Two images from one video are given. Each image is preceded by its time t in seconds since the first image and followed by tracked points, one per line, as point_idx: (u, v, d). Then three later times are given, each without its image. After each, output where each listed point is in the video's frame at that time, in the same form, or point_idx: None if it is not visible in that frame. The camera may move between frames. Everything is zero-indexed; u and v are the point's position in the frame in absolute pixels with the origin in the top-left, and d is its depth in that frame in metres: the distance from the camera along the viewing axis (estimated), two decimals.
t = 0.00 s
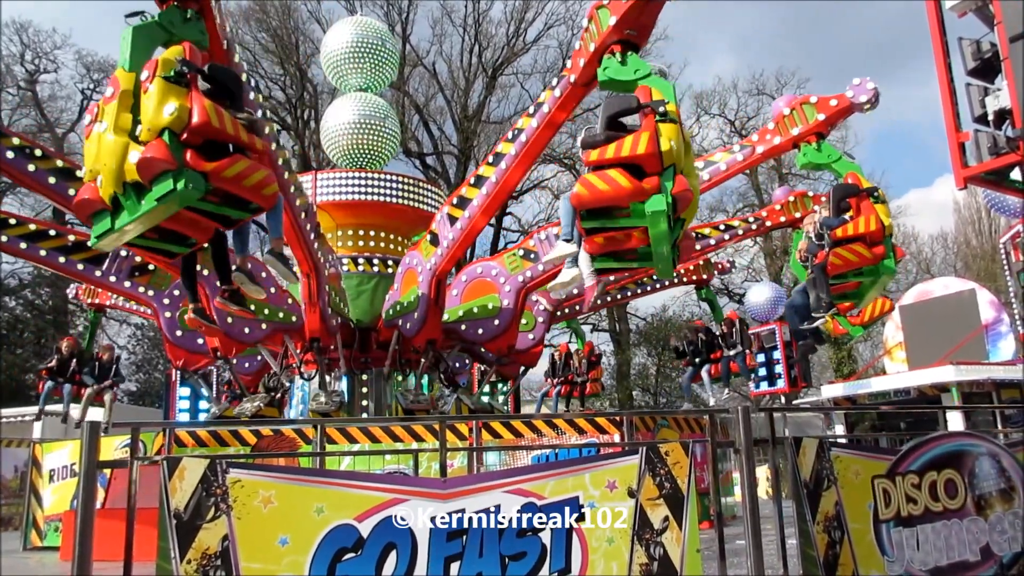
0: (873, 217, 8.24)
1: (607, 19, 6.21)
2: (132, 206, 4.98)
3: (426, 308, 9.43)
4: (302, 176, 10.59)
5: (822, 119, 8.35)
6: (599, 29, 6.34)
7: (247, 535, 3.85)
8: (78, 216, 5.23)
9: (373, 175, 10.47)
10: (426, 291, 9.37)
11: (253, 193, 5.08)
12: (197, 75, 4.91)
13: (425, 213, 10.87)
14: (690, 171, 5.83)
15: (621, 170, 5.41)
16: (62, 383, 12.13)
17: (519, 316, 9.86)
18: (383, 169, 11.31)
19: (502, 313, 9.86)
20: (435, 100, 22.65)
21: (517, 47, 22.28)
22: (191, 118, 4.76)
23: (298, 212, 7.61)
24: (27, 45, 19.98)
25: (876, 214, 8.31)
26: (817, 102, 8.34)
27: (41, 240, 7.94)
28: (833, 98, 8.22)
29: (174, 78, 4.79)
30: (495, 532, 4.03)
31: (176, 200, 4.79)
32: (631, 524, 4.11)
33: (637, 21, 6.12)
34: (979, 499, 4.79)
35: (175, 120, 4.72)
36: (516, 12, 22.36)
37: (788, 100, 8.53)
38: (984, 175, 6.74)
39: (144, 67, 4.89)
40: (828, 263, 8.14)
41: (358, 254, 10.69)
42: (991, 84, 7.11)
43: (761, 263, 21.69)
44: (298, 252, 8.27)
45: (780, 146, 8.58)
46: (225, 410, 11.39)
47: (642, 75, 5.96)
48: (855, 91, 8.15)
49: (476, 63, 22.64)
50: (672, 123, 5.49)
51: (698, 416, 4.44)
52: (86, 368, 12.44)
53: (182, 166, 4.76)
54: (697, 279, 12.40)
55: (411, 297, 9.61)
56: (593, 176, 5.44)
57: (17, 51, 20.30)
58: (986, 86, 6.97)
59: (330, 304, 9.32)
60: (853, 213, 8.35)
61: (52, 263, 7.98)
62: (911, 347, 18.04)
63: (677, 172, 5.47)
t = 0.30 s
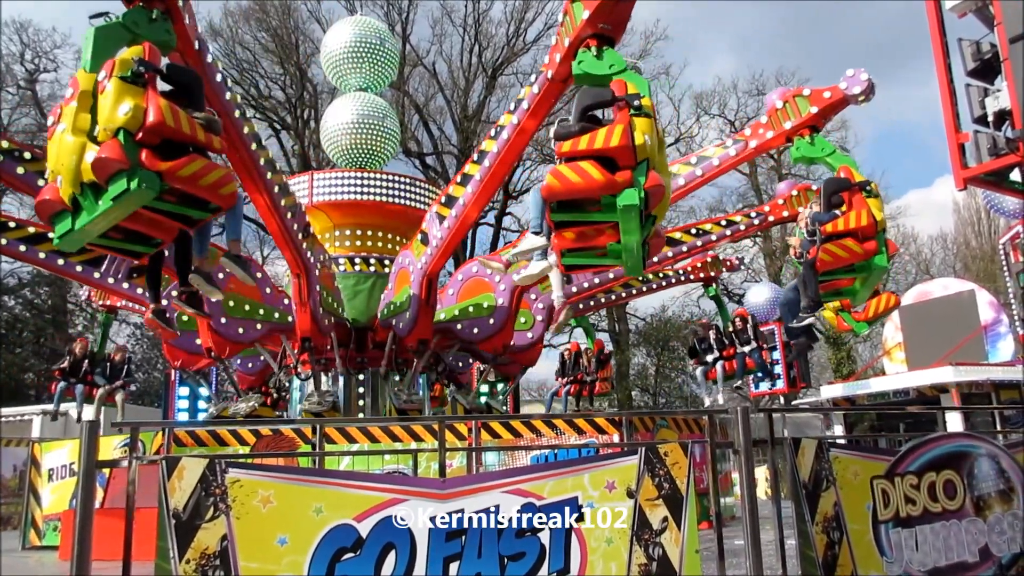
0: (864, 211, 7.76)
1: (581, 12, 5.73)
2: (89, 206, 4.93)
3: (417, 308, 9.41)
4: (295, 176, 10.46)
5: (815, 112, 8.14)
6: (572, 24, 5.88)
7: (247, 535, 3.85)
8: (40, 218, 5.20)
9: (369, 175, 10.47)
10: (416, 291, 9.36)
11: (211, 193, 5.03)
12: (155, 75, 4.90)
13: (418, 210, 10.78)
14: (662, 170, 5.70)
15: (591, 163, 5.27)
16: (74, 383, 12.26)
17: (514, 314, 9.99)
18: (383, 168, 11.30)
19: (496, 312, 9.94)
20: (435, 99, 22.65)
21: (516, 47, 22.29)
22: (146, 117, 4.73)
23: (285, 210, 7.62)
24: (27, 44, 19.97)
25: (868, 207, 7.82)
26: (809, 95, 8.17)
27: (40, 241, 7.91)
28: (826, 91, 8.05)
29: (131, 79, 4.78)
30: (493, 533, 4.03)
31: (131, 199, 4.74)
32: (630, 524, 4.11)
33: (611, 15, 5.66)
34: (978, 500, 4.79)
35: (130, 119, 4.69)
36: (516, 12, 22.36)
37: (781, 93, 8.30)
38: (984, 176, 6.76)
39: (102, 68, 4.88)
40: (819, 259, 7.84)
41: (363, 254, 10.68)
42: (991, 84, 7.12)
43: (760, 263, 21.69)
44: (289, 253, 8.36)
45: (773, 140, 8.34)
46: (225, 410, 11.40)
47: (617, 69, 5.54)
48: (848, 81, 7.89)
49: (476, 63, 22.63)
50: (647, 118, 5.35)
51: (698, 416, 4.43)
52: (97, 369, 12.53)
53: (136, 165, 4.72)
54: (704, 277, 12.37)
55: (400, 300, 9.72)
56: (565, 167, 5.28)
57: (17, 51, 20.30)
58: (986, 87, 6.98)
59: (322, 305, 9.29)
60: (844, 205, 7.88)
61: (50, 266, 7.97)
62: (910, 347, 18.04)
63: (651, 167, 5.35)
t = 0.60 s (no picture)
0: (853, 205, 7.80)
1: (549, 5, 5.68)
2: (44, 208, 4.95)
3: (408, 307, 9.43)
4: (291, 178, 10.45)
5: (806, 103, 8.09)
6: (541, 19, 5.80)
7: (247, 535, 3.85)
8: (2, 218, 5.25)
9: (366, 175, 10.43)
10: (407, 292, 9.38)
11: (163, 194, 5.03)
12: (110, 78, 4.88)
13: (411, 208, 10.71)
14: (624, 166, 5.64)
15: (548, 161, 5.21)
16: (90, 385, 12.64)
17: (507, 313, 10.21)
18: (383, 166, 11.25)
19: (490, 311, 10.16)
20: (434, 100, 22.65)
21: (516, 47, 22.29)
22: (96, 121, 4.73)
23: (267, 212, 7.60)
24: (26, 44, 19.94)
25: (857, 200, 7.87)
26: (801, 86, 8.11)
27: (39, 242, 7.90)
28: (818, 81, 7.98)
29: (85, 82, 4.76)
30: (493, 533, 4.03)
31: (82, 202, 4.74)
32: (630, 525, 4.11)
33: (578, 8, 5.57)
34: (977, 500, 4.79)
35: (81, 123, 4.70)
36: (515, 13, 22.37)
37: (772, 84, 8.29)
38: (983, 176, 6.82)
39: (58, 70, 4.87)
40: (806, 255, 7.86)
41: (364, 255, 10.75)
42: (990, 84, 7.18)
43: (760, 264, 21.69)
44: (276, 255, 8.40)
45: (763, 133, 8.32)
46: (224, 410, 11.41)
47: (584, 64, 5.57)
48: (839, 71, 7.83)
49: (475, 64, 22.64)
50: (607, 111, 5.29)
51: (697, 416, 4.44)
52: (109, 372, 12.87)
53: (87, 168, 4.72)
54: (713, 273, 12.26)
55: (389, 302, 9.81)
56: (521, 164, 5.24)
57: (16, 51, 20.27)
58: (985, 87, 7.04)
59: (312, 306, 9.29)
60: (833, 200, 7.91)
61: (50, 270, 8.04)
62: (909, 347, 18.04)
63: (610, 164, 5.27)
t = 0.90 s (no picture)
0: (837, 198, 7.70)
1: None
2: None
3: (398, 305, 9.61)
4: (286, 181, 10.55)
5: (794, 93, 8.26)
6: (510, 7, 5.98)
7: (246, 535, 3.85)
8: None
9: (363, 175, 10.47)
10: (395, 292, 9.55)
11: (111, 196, 5.11)
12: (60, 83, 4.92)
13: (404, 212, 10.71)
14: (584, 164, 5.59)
15: (496, 156, 5.17)
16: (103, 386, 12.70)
17: (500, 311, 10.25)
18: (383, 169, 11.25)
19: (483, 309, 10.18)
20: (433, 100, 22.64)
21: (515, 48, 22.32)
22: (43, 125, 4.76)
23: (250, 214, 7.62)
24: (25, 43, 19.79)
25: (843, 193, 7.75)
26: (787, 75, 8.31)
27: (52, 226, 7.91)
28: (805, 71, 8.19)
29: (34, 87, 4.81)
30: (493, 533, 4.03)
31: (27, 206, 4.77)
32: (630, 525, 4.11)
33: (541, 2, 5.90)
34: (976, 500, 4.79)
35: (28, 127, 4.74)
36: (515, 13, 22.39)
37: (760, 75, 8.44)
38: (981, 176, 6.90)
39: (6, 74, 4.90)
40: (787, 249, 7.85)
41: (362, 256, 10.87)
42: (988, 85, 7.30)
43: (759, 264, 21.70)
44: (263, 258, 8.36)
45: (750, 124, 8.53)
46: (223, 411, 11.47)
47: (547, 59, 5.84)
48: (828, 60, 8.11)
49: (474, 64, 22.65)
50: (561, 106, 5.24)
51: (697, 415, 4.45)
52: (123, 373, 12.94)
53: (34, 173, 4.75)
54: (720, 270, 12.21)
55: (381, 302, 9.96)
56: (470, 162, 5.20)
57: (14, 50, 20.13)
58: (983, 87, 7.13)
59: (302, 307, 9.26)
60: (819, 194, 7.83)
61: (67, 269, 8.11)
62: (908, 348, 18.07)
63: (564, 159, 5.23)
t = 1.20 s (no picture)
0: (818, 189, 7.28)
1: None
2: None
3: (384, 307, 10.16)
4: (280, 183, 10.60)
5: (777, 82, 8.03)
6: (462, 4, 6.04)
7: (246, 536, 3.85)
8: None
9: (357, 176, 10.51)
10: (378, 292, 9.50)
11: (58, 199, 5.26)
12: (10, 89, 5.11)
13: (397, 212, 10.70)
14: (534, 157, 5.72)
15: (438, 155, 5.30)
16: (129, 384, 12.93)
17: (492, 310, 10.22)
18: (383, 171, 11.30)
19: (475, 309, 10.19)
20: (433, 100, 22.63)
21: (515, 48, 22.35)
22: None
23: (230, 215, 7.82)
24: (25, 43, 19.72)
25: (824, 183, 7.32)
26: (772, 64, 8.07)
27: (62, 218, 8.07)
28: (790, 59, 7.93)
29: None
30: (493, 533, 4.03)
31: None
32: (630, 525, 4.11)
33: None
34: (976, 500, 4.80)
35: None
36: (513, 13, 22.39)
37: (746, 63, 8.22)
38: (980, 175, 6.92)
39: None
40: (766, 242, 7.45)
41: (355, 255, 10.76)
42: (987, 84, 7.32)
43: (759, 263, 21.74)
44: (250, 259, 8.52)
45: (735, 116, 8.42)
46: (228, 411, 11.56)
47: (505, 51, 5.84)
48: (812, 46, 7.81)
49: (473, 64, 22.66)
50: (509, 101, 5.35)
51: (697, 415, 4.45)
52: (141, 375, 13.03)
53: None
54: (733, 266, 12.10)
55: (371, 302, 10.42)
56: (413, 159, 5.32)
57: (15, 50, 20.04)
58: (983, 87, 7.16)
59: (291, 307, 9.28)
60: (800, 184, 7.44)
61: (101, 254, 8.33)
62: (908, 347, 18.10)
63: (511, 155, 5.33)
